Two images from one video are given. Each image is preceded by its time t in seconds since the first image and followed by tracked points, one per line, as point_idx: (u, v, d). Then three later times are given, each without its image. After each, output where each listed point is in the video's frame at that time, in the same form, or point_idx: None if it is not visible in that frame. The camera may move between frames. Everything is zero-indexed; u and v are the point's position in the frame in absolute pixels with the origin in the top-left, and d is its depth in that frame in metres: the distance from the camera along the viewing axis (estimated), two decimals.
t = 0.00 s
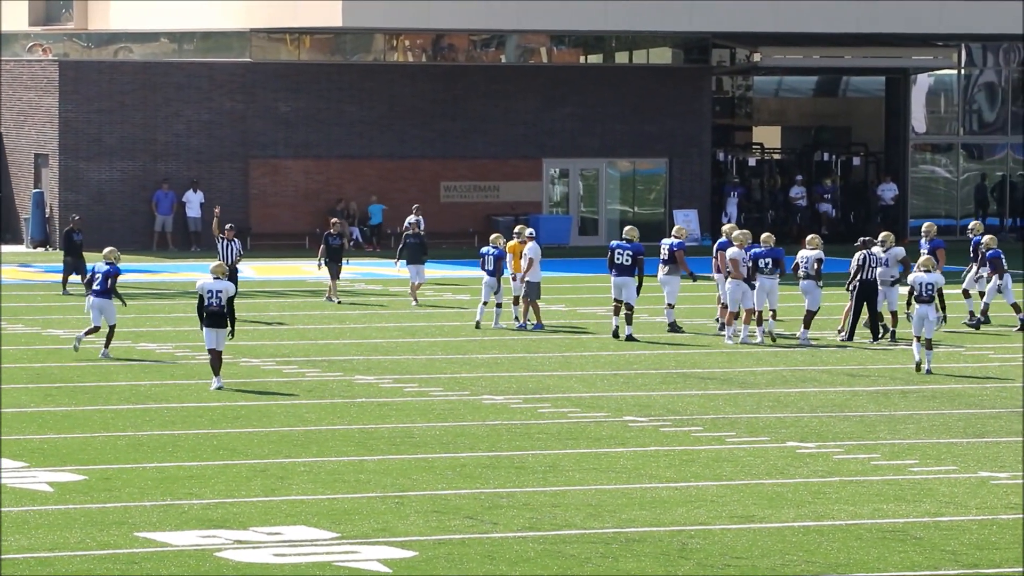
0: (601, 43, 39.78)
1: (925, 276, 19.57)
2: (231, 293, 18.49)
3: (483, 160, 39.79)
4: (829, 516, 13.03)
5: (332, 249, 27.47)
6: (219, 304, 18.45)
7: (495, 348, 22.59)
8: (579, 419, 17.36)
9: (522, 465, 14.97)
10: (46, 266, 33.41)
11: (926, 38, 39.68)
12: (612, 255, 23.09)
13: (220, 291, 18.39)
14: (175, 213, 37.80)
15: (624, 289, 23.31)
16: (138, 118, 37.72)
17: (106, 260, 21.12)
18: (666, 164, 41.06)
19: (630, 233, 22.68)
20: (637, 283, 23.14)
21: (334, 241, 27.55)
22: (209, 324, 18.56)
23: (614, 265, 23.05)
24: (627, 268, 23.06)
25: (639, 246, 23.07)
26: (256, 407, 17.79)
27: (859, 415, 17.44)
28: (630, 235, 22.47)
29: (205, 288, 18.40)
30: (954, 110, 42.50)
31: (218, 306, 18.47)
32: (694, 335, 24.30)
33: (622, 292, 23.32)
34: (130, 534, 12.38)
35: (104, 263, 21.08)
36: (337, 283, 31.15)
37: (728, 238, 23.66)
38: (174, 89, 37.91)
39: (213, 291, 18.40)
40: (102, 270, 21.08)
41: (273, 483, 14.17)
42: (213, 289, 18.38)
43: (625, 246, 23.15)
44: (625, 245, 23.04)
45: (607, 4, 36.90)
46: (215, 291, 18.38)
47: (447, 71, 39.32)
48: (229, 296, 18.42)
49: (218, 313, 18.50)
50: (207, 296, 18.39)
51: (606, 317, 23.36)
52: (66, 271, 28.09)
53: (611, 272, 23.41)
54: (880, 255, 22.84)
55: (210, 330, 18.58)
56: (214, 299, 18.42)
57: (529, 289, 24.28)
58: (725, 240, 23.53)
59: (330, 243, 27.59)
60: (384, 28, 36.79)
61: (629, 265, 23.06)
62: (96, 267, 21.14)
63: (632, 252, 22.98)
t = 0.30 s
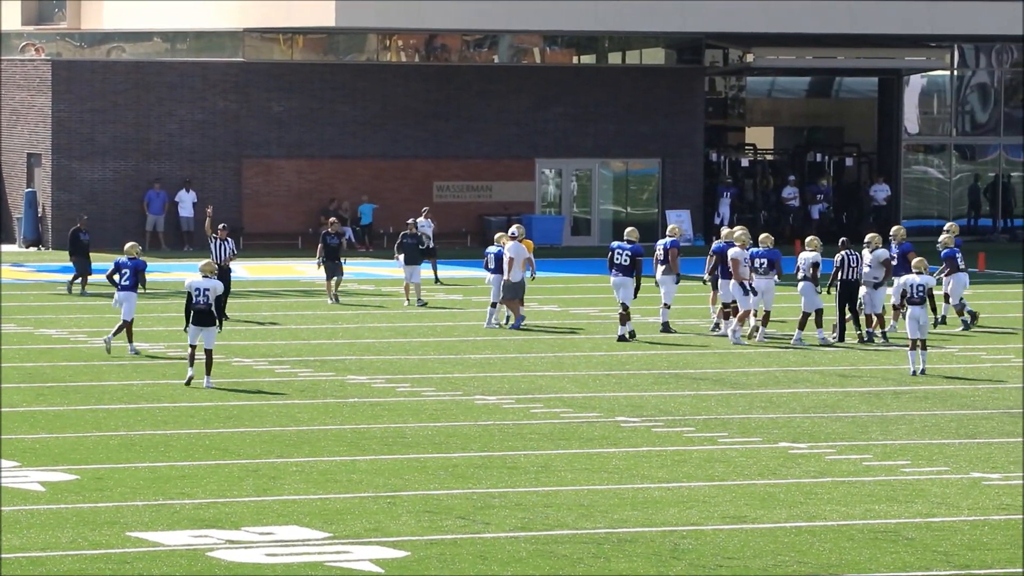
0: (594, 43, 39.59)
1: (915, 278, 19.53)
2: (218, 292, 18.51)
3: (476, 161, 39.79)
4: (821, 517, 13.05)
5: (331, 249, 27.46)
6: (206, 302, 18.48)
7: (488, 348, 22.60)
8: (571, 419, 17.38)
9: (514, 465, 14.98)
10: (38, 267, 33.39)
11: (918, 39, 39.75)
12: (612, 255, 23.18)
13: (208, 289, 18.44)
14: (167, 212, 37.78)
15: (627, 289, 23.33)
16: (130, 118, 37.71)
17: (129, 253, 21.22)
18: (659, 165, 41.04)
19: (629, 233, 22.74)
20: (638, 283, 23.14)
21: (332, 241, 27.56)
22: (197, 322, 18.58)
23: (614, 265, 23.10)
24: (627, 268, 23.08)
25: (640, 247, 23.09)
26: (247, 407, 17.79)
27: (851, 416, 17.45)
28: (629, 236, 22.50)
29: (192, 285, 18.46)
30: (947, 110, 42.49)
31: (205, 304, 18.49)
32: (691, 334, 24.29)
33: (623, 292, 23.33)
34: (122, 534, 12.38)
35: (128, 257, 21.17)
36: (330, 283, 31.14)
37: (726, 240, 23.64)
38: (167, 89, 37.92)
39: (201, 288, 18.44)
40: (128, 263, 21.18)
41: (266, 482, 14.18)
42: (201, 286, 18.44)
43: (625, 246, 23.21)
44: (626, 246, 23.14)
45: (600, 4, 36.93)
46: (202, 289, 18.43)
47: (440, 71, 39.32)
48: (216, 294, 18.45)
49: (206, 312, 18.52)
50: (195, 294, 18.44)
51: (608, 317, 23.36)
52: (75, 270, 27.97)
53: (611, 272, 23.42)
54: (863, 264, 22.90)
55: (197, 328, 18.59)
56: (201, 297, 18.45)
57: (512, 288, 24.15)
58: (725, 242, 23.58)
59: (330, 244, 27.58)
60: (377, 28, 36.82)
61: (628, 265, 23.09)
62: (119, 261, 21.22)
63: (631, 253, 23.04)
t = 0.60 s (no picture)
0: (584, 43, 39.38)
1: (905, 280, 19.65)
2: (193, 293, 18.46)
3: (466, 162, 39.80)
4: (809, 518, 13.07)
5: (326, 251, 27.46)
6: (182, 303, 18.47)
7: (477, 349, 22.61)
8: (560, 420, 17.39)
9: (503, 466, 14.99)
10: (27, 266, 33.35)
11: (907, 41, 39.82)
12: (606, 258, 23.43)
13: (182, 290, 18.44)
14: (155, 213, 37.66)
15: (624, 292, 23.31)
16: (119, 118, 37.73)
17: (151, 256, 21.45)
18: (648, 166, 41.04)
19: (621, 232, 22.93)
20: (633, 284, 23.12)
21: (328, 243, 27.55)
22: (175, 323, 18.58)
23: (609, 266, 23.31)
24: (621, 269, 23.20)
25: (633, 247, 23.27)
26: (235, 408, 17.78)
27: (839, 418, 17.47)
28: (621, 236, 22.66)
29: (168, 286, 18.49)
30: (936, 112, 42.50)
31: (181, 305, 18.47)
32: (684, 335, 24.35)
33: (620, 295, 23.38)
34: (110, 534, 12.37)
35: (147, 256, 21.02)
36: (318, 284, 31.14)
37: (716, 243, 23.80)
38: (156, 89, 37.91)
39: (176, 289, 18.44)
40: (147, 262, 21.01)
41: (254, 483, 14.17)
42: (176, 288, 18.46)
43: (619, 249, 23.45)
44: (619, 247, 23.39)
45: (589, 4, 36.95)
46: (179, 289, 18.45)
47: (429, 72, 39.31)
48: (191, 294, 18.43)
49: (181, 312, 18.51)
50: (170, 295, 18.45)
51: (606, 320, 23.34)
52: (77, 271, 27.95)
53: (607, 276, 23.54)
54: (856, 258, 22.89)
55: (177, 329, 18.58)
56: (176, 297, 18.45)
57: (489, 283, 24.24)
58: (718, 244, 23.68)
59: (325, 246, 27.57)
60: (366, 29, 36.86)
61: (623, 266, 23.22)
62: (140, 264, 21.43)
63: (624, 253, 23.26)
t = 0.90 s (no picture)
0: (572, 43, 39.64)
1: (898, 280, 19.57)
2: (169, 292, 18.46)
3: (454, 162, 39.79)
4: (797, 518, 13.09)
5: (317, 251, 27.40)
6: (159, 303, 18.47)
7: (465, 349, 22.62)
8: (548, 420, 17.40)
9: (491, 466, 15.00)
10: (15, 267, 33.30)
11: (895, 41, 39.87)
12: (599, 257, 23.40)
13: (159, 290, 18.44)
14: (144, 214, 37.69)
15: (617, 290, 23.42)
16: (107, 118, 37.75)
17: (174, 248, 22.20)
18: (636, 166, 41.06)
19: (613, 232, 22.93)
20: (629, 281, 23.25)
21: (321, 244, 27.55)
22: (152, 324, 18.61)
23: (602, 265, 23.30)
24: (615, 268, 23.24)
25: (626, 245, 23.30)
26: (223, 408, 17.78)
27: (827, 418, 17.49)
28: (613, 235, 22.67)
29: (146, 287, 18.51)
30: (924, 113, 42.53)
31: (158, 305, 18.48)
32: (673, 335, 24.40)
33: (614, 293, 23.44)
34: (98, 535, 12.36)
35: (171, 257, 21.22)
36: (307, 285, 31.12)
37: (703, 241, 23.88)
38: (145, 90, 37.90)
39: (153, 289, 18.46)
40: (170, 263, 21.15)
41: (242, 483, 14.18)
42: (153, 287, 18.47)
43: (610, 247, 23.44)
44: (611, 246, 23.37)
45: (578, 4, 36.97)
46: (156, 289, 18.48)
47: (418, 72, 39.30)
48: (167, 294, 18.42)
49: (157, 313, 18.50)
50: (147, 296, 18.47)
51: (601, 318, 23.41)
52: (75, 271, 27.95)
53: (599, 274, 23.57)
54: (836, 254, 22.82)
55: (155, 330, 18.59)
56: (153, 298, 18.46)
57: (469, 287, 24.51)
58: (707, 245, 23.83)
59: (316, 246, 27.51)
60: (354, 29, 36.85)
61: (616, 265, 23.26)
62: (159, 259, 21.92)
63: (618, 252, 23.25)
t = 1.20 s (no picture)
0: (546, 41, 39.50)
1: (874, 276, 19.70)
2: (139, 289, 18.44)
3: (428, 158, 39.75)
4: (770, 514, 13.14)
5: (291, 248, 27.34)
6: (129, 301, 18.45)
7: (439, 346, 22.62)
8: (522, 416, 17.43)
9: (465, 463, 15.02)
10: None
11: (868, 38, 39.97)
12: (584, 254, 23.42)
13: (128, 287, 18.40)
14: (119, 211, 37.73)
15: (599, 288, 23.50)
16: (80, 114, 37.85)
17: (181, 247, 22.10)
18: (610, 163, 41.09)
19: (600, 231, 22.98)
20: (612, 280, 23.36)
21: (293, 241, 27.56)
22: (123, 320, 18.58)
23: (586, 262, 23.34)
24: (600, 266, 23.31)
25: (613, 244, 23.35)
26: (197, 405, 17.77)
27: (801, 414, 17.57)
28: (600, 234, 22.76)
29: (117, 285, 18.46)
30: (897, 109, 42.77)
31: (128, 303, 18.46)
32: (649, 332, 24.49)
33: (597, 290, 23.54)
34: (72, 533, 12.34)
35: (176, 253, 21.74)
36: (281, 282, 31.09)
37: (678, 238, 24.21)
38: (118, 86, 37.92)
39: (123, 286, 18.42)
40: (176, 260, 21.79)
41: (216, 480, 14.18)
42: (122, 284, 18.44)
43: (596, 244, 23.47)
44: (597, 243, 23.39)
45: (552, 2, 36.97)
46: (126, 287, 18.45)
47: (391, 68, 39.27)
48: (136, 291, 18.36)
49: (127, 310, 18.46)
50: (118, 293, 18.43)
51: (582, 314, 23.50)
52: (59, 269, 27.78)
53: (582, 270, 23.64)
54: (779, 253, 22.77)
55: (125, 327, 18.55)
56: (123, 295, 18.43)
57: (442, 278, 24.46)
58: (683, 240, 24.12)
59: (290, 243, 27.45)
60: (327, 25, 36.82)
61: (601, 263, 23.34)
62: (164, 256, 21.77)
63: (604, 251, 23.30)
